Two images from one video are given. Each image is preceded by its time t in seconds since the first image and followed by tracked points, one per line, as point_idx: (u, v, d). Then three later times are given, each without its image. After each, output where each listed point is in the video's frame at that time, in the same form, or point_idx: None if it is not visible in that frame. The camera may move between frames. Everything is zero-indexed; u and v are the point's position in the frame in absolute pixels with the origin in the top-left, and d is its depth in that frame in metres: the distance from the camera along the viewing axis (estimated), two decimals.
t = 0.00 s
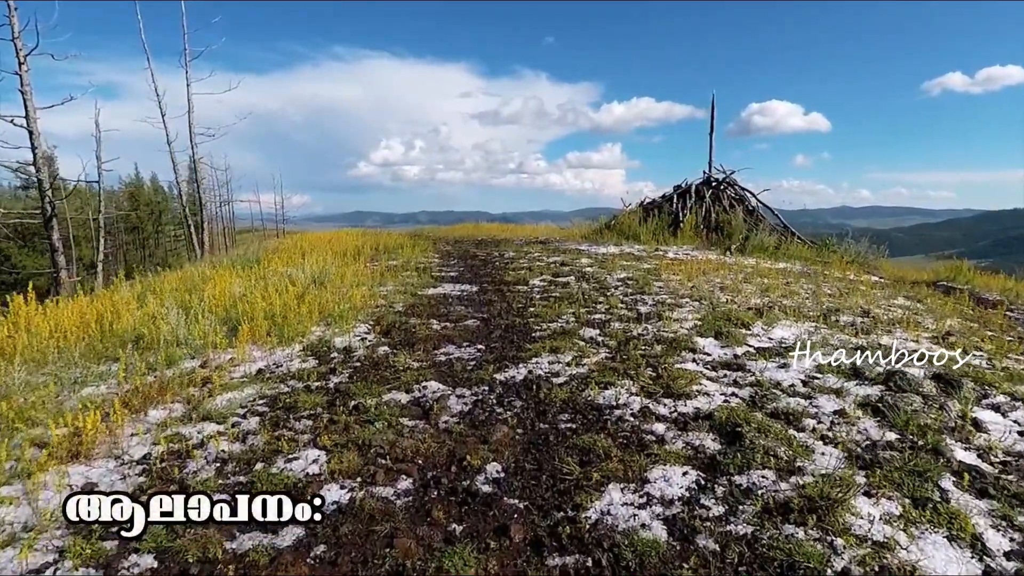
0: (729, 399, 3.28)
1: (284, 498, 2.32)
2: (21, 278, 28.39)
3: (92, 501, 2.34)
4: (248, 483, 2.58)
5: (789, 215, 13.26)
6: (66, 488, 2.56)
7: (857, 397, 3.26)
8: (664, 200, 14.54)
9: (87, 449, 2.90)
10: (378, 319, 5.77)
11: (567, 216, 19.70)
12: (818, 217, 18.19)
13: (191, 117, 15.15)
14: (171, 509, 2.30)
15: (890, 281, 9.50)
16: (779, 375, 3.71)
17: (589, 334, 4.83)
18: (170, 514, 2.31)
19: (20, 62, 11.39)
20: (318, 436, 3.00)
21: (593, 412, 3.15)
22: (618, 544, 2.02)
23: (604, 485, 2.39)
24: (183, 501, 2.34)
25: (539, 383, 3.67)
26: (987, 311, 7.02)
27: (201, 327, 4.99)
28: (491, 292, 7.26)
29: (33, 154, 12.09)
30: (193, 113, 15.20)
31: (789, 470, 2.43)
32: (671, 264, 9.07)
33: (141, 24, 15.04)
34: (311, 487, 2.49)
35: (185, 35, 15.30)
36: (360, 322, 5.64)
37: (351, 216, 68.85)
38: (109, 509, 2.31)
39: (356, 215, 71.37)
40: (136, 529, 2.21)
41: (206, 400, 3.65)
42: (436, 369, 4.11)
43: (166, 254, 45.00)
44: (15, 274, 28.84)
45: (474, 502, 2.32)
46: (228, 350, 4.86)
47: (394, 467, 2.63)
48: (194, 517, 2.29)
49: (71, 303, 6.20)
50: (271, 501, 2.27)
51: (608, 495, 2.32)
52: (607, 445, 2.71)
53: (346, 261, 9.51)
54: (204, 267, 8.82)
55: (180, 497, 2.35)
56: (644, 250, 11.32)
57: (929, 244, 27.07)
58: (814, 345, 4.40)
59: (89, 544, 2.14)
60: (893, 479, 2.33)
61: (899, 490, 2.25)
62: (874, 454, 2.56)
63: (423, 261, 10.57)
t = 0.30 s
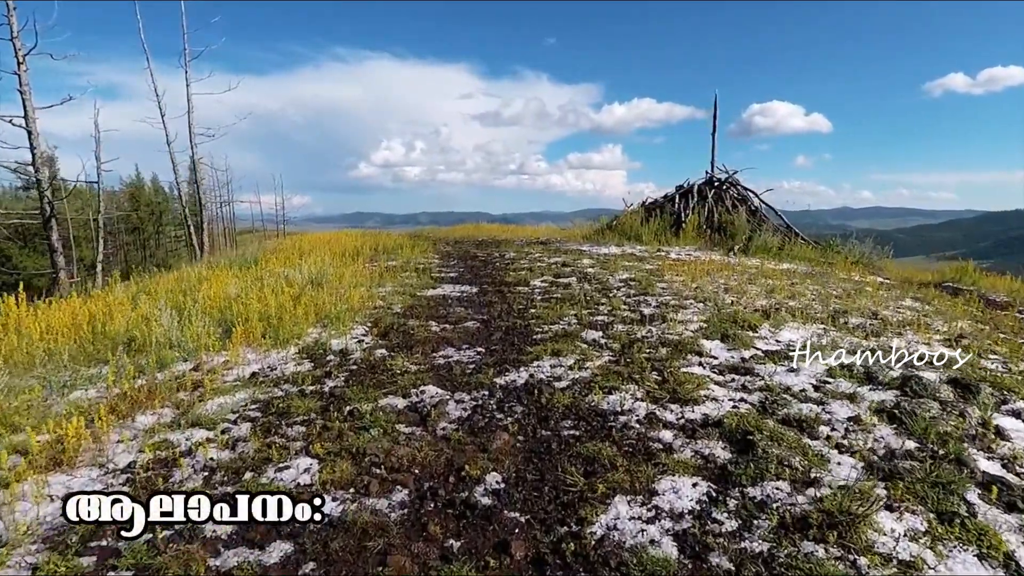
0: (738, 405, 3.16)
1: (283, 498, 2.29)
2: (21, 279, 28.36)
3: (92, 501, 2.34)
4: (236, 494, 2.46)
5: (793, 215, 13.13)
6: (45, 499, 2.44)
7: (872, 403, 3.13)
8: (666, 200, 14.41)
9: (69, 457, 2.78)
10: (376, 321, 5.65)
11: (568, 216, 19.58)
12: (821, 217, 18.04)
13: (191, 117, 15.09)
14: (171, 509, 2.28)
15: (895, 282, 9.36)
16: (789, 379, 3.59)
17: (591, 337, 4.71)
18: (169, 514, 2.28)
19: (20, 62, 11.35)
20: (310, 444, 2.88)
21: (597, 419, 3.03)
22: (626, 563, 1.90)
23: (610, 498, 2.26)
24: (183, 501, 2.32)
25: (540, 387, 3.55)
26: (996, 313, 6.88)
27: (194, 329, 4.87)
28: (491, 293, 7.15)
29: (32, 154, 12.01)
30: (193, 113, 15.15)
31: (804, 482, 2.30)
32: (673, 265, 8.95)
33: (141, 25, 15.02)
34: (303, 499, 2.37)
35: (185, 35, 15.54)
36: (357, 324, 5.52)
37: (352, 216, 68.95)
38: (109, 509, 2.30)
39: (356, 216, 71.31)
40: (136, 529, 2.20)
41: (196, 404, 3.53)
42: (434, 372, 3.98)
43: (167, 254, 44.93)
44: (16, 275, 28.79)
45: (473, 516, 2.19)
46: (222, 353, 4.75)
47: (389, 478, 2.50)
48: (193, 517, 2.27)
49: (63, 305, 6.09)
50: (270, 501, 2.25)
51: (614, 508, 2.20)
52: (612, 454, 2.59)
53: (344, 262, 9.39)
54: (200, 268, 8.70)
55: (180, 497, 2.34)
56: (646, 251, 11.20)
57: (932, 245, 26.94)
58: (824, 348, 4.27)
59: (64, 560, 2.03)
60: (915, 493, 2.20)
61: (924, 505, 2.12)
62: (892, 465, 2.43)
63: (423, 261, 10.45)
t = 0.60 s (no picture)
0: (750, 412, 3.02)
1: (283, 498, 2.28)
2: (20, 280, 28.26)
3: (92, 501, 2.30)
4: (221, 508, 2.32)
5: (796, 215, 12.98)
6: (19, 513, 2.31)
7: (890, 411, 2.99)
8: (669, 200, 14.27)
9: (47, 468, 2.64)
10: (373, 323, 5.51)
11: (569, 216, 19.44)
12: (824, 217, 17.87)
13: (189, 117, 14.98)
14: (171, 509, 2.27)
15: (902, 283, 9.21)
16: (802, 385, 3.45)
17: (594, 340, 4.57)
18: (170, 515, 2.27)
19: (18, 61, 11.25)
20: (302, 454, 2.75)
21: (603, 427, 2.89)
22: None
23: (618, 515, 2.13)
24: (183, 501, 2.30)
25: (542, 393, 3.41)
26: (1008, 315, 6.72)
27: (185, 332, 4.74)
28: (492, 295, 7.01)
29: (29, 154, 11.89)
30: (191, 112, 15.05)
31: (824, 497, 2.16)
32: (677, 266, 8.80)
33: (140, 25, 14.94)
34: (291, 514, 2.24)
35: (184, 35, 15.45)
36: (354, 326, 5.39)
37: (352, 216, 68.87)
38: (108, 509, 2.27)
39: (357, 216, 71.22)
40: (135, 530, 2.18)
41: (185, 411, 3.39)
42: (432, 377, 3.85)
43: (166, 255, 44.81)
44: (15, 275, 28.70)
45: (472, 534, 2.06)
46: (214, 356, 4.61)
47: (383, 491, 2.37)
48: (193, 518, 2.24)
49: (54, 307, 5.95)
50: (270, 500, 2.24)
51: (622, 525, 2.06)
52: (618, 466, 2.45)
53: (343, 262, 9.25)
54: (196, 269, 8.57)
55: (181, 497, 2.31)
56: (648, 251, 11.05)
57: (935, 246, 26.77)
58: (835, 352, 4.12)
59: None
60: (945, 510, 2.06)
61: (955, 524, 1.98)
62: (917, 478, 2.29)
63: (423, 262, 10.32)
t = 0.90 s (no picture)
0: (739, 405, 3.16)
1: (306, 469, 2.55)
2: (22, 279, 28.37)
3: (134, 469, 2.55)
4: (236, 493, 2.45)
5: (792, 215, 13.12)
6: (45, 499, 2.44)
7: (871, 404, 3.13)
8: (666, 200, 14.40)
9: (69, 457, 2.78)
10: (376, 321, 5.65)
11: (567, 216, 19.58)
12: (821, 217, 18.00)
13: (191, 118, 15.12)
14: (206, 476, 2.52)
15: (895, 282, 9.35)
16: (789, 380, 3.59)
17: (591, 337, 4.71)
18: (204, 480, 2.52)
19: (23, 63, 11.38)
20: (310, 444, 2.88)
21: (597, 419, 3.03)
22: (626, 563, 1.90)
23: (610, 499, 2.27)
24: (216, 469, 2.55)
25: (540, 387, 3.55)
26: (997, 313, 6.87)
27: (193, 329, 4.87)
28: (492, 293, 7.15)
29: (34, 154, 12.01)
30: (193, 113, 15.19)
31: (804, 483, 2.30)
32: (673, 265, 8.94)
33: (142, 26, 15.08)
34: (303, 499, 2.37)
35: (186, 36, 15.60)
36: (357, 324, 5.53)
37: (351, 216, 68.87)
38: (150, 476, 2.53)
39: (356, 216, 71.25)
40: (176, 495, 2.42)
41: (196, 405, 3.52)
42: (434, 372, 3.98)
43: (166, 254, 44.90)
44: (16, 275, 28.82)
45: (473, 516, 2.19)
46: (221, 353, 4.74)
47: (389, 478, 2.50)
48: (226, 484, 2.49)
49: (63, 305, 6.09)
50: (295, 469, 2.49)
51: (614, 508, 2.20)
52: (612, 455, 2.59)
53: (345, 262, 9.39)
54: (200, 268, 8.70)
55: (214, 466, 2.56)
56: (646, 251, 11.20)
57: (931, 245, 26.93)
58: (824, 348, 4.26)
59: (63, 561, 2.03)
60: (917, 494, 2.19)
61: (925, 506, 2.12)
62: (893, 466, 2.43)
63: (423, 261, 10.45)
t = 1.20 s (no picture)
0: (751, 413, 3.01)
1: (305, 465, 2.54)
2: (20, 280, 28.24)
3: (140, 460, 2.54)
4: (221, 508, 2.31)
5: (797, 215, 12.96)
6: (20, 512, 2.31)
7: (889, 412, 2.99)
8: (669, 200, 14.25)
9: (48, 467, 2.64)
10: (373, 323, 5.52)
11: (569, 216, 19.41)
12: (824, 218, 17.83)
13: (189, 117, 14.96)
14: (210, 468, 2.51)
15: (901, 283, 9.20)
16: (802, 385, 3.45)
17: (594, 340, 4.56)
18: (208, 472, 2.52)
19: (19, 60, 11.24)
20: (302, 454, 2.74)
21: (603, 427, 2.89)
22: None
23: (618, 515, 2.13)
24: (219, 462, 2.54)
25: (543, 393, 3.41)
26: (1008, 315, 6.71)
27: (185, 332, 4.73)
28: (492, 295, 7.00)
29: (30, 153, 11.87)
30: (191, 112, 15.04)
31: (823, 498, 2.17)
32: (677, 266, 8.79)
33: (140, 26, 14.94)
34: (292, 514, 2.23)
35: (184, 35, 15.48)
36: (354, 326, 5.39)
37: (352, 216, 68.77)
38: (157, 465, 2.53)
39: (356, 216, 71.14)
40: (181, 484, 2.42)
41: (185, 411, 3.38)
42: (433, 377, 3.84)
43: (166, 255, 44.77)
44: (15, 275, 28.70)
45: (472, 534, 2.06)
46: (213, 356, 4.60)
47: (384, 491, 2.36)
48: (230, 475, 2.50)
49: (53, 307, 5.95)
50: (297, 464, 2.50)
51: (622, 526, 2.07)
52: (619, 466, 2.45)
53: (343, 262, 9.24)
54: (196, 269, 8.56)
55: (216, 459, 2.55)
56: (648, 251, 11.04)
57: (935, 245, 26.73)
58: (835, 352, 4.12)
59: None
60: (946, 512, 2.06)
61: (955, 524, 1.99)
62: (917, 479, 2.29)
63: (423, 262, 10.30)
